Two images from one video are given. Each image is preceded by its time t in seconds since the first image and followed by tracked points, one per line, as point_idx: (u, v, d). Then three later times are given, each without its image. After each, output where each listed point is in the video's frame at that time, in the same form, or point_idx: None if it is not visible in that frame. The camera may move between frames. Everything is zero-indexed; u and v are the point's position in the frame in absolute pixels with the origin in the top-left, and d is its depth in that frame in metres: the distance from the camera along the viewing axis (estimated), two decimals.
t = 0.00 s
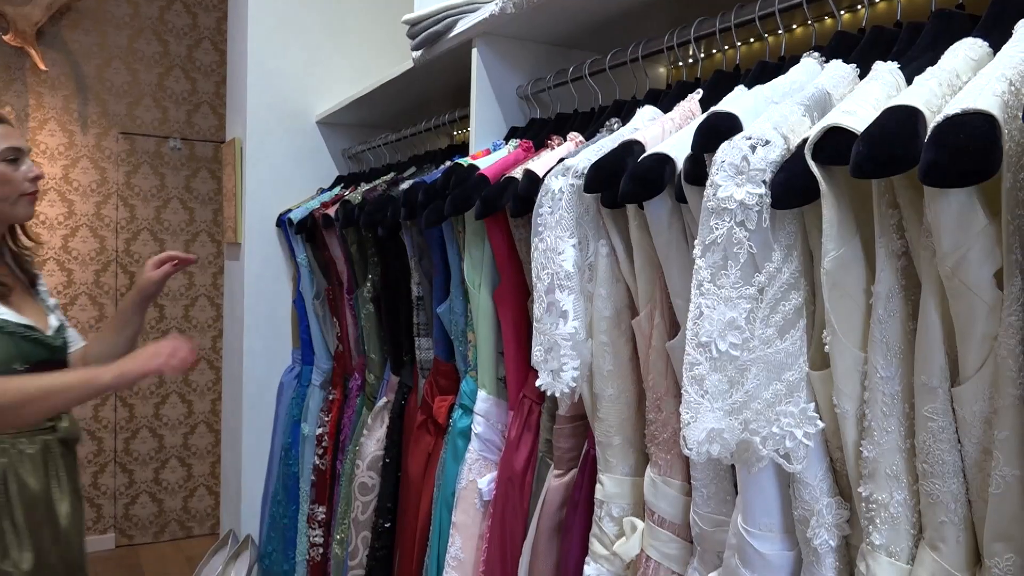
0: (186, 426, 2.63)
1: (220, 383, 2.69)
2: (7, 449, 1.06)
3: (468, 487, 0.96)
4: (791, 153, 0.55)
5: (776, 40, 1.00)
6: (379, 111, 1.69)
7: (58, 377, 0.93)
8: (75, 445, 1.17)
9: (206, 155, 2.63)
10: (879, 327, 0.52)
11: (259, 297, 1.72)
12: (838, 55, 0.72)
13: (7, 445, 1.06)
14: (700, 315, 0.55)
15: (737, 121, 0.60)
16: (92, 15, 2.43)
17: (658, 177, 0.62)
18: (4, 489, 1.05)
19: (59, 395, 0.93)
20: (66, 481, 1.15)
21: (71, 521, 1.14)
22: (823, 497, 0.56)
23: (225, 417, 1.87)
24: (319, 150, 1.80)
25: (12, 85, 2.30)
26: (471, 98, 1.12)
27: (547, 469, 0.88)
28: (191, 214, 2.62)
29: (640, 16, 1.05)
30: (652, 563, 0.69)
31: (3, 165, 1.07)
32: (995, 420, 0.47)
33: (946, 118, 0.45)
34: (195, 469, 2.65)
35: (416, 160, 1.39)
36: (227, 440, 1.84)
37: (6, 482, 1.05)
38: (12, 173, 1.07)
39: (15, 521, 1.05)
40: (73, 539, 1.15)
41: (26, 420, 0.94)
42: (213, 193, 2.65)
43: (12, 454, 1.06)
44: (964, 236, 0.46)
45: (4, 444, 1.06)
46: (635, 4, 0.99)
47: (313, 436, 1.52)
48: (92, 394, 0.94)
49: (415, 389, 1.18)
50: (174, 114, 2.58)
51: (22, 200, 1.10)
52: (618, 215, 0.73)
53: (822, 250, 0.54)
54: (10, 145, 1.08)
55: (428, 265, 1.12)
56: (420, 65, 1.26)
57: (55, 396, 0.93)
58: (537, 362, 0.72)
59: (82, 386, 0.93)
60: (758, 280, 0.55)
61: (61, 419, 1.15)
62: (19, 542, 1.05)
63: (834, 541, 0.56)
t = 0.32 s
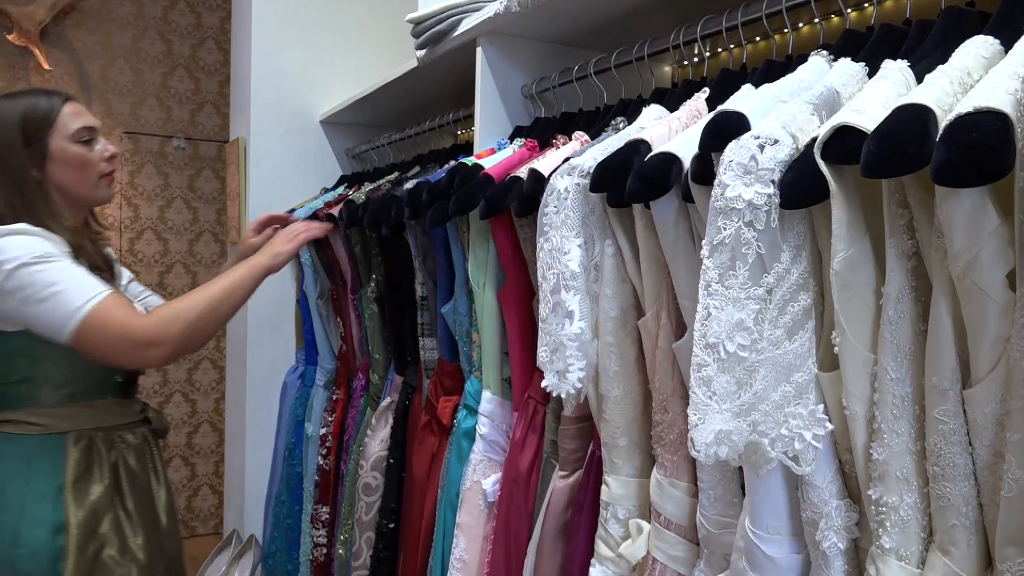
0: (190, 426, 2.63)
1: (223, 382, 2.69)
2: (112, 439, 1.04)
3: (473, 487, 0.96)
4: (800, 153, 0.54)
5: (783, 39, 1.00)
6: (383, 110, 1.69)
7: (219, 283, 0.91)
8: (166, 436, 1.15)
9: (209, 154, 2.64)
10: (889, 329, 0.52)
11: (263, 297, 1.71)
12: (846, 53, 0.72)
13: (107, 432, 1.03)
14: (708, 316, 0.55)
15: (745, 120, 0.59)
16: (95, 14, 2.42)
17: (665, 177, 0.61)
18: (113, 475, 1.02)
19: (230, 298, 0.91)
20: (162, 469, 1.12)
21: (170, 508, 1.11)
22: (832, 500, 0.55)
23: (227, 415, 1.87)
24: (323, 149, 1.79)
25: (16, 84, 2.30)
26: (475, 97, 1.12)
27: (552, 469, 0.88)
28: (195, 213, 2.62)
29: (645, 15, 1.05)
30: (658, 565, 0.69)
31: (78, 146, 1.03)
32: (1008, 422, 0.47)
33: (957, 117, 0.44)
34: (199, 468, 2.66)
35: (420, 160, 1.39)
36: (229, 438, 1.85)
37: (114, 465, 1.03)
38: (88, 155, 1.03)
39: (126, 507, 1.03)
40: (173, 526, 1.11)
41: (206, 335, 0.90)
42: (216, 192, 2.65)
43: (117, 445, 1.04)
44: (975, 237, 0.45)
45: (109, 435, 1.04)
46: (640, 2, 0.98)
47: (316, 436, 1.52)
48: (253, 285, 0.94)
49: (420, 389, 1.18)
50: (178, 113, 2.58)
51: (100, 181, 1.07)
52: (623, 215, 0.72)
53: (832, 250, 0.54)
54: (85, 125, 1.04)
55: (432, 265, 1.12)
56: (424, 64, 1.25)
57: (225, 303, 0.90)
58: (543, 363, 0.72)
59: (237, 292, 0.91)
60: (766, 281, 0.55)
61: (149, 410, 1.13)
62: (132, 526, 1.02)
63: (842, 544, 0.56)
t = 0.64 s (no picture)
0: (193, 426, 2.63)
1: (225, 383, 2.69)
2: (179, 442, 1.05)
3: (475, 489, 0.96)
4: (806, 153, 0.54)
5: (787, 38, 0.99)
6: (385, 111, 1.69)
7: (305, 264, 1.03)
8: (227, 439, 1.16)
9: (212, 155, 2.64)
10: (895, 330, 0.51)
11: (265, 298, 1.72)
12: (851, 53, 0.71)
13: (175, 434, 1.04)
14: (713, 318, 0.54)
15: (750, 120, 0.59)
16: (97, 15, 2.42)
17: (670, 178, 0.61)
18: (181, 478, 1.03)
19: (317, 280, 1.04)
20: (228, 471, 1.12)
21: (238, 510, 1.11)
22: (838, 503, 0.55)
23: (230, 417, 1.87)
24: (325, 150, 1.79)
25: (18, 86, 2.30)
26: (477, 97, 1.12)
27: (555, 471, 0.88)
28: (197, 214, 2.62)
29: (648, 15, 1.04)
30: (662, 567, 0.69)
31: (140, 151, 1.04)
32: (1016, 424, 0.46)
33: (965, 116, 0.44)
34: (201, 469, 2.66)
35: (423, 160, 1.38)
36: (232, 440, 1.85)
37: (182, 468, 1.04)
38: (148, 159, 1.05)
39: (194, 510, 1.04)
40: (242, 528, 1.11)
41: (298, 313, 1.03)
42: (218, 193, 2.65)
43: (184, 447, 1.05)
44: (983, 237, 0.45)
45: (176, 437, 1.04)
46: (643, 3, 0.98)
47: (319, 437, 1.52)
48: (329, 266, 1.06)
49: (423, 390, 1.18)
50: (180, 114, 2.58)
51: (160, 184, 1.09)
52: (627, 216, 0.72)
53: (838, 251, 0.53)
54: (146, 128, 1.05)
55: (435, 266, 1.12)
56: (426, 64, 1.25)
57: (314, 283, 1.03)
58: (546, 365, 0.72)
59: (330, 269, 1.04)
60: (772, 282, 0.54)
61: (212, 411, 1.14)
62: (201, 530, 1.03)
63: (849, 547, 0.55)
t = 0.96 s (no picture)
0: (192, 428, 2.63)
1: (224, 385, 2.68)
2: (223, 442, 1.04)
3: (474, 492, 0.96)
4: (804, 156, 0.54)
5: (786, 41, 0.99)
6: (384, 113, 1.69)
7: (319, 264, 1.01)
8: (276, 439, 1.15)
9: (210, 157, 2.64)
10: (894, 332, 0.51)
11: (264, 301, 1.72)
12: (850, 55, 0.71)
13: (217, 434, 1.03)
14: (712, 320, 0.54)
15: (748, 122, 0.59)
16: (96, 17, 2.42)
17: (668, 180, 0.61)
18: (225, 478, 1.02)
19: (333, 280, 1.02)
20: (275, 473, 1.11)
21: (286, 514, 1.10)
22: (836, 505, 0.55)
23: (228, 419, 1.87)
24: (324, 152, 1.79)
25: (16, 88, 2.31)
26: (476, 99, 1.12)
27: (553, 474, 0.88)
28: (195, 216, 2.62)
29: (647, 18, 1.04)
30: (661, 570, 0.69)
31: (165, 156, 1.05)
32: (1015, 426, 0.46)
33: (963, 120, 0.44)
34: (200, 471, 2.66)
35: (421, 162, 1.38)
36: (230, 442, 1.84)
37: (226, 467, 1.02)
38: (173, 163, 1.05)
39: (239, 510, 1.02)
40: (292, 532, 1.09)
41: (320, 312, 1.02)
42: (216, 196, 2.65)
43: (227, 446, 1.04)
44: (982, 240, 0.45)
45: (219, 436, 1.04)
46: (641, 6, 0.98)
47: (318, 439, 1.52)
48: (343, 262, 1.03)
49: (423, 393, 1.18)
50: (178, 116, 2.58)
51: (189, 187, 1.09)
52: (626, 219, 0.72)
53: (837, 253, 0.53)
54: (170, 132, 1.05)
55: (434, 268, 1.12)
56: (425, 67, 1.25)
57: (332, 284, 1.01)
58: (545, 366, 0.72)
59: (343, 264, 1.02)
60: (771, 284, 0.54)
61: (258, 411, 1.15)
62: (250, 534, 1.02)
63: (848, 549, 0.55)
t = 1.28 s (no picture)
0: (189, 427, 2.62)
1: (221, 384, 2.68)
2: (235, 450, 1.03)
3: (471, 491, 0.96)
4: (801, 155, 0.54)
5: (783, 41, 1.00)
6: (381, 113, 1.69)
7: (340, 270, 1.00)
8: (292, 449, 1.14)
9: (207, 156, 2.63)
10: (890, 331, 0.52)
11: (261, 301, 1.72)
12: (846, 55, 0.71)
13: (230, 442, 1.02)
14: (708, 319, 0.54)
15: (745, 122, 0.59)
16: (93, 16, 2.42)
17: (665, 179, 0.61)
18: (235, 487, 1.00)
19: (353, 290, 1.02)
20: (289, 483, 1.10)
21: (298, 525, 1.08)
22: (832, 503, 0.55)
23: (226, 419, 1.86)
24: (321, 152, 1.79)
25: (13, 87, 2.30)
26: (473, 98, 1.12)
27: (551, 473, 0.88)
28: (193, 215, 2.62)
29: (643, 18, 1.04)
30: (658, 569, 0.69)
31: (188, 159, 1.04)
32: (1010, 425, 0.46)
33: (959, 119, 0.44)
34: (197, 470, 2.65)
35: (419, 162, 1.38)
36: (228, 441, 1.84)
37: (237, 476, 1.01)
38: (196, 164, 1.04)
39: (246, 521, 1.01)
40: (303, 543, 1.08)
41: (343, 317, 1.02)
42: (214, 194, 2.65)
43: (239, 455, 1.03)
44: (977, 239, 0.45)
45: (231, 444, 1.02)
46: (638, 5, 0.98)
47: (315, 439, 1.52)
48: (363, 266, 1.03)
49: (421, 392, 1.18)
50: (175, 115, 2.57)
51: (219, 187, 1.08)
52: (623, 218, 0.72)
53: (833, 252, 0.53)
54: (192, 134, 1.04)
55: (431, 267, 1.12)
56: (423, 66, 1.25)
57: (354, 292, 1.01)
58: (542, 366, 0.72)
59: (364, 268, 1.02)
60: (767, 283, 0.54)
61: (278, 420, 1.13)
62: (254, 543, 1.00)
63: (844, 548, 0.55)
